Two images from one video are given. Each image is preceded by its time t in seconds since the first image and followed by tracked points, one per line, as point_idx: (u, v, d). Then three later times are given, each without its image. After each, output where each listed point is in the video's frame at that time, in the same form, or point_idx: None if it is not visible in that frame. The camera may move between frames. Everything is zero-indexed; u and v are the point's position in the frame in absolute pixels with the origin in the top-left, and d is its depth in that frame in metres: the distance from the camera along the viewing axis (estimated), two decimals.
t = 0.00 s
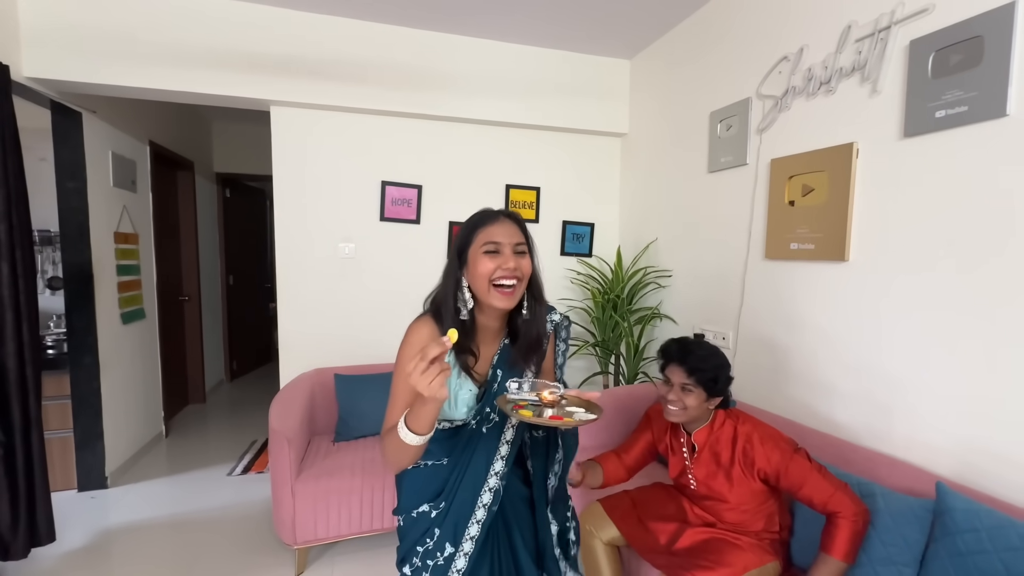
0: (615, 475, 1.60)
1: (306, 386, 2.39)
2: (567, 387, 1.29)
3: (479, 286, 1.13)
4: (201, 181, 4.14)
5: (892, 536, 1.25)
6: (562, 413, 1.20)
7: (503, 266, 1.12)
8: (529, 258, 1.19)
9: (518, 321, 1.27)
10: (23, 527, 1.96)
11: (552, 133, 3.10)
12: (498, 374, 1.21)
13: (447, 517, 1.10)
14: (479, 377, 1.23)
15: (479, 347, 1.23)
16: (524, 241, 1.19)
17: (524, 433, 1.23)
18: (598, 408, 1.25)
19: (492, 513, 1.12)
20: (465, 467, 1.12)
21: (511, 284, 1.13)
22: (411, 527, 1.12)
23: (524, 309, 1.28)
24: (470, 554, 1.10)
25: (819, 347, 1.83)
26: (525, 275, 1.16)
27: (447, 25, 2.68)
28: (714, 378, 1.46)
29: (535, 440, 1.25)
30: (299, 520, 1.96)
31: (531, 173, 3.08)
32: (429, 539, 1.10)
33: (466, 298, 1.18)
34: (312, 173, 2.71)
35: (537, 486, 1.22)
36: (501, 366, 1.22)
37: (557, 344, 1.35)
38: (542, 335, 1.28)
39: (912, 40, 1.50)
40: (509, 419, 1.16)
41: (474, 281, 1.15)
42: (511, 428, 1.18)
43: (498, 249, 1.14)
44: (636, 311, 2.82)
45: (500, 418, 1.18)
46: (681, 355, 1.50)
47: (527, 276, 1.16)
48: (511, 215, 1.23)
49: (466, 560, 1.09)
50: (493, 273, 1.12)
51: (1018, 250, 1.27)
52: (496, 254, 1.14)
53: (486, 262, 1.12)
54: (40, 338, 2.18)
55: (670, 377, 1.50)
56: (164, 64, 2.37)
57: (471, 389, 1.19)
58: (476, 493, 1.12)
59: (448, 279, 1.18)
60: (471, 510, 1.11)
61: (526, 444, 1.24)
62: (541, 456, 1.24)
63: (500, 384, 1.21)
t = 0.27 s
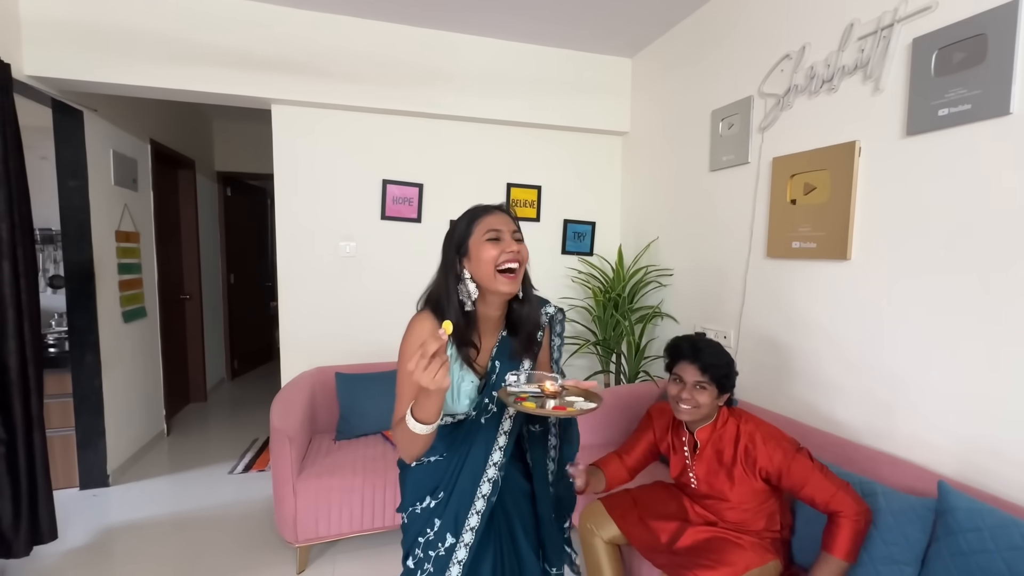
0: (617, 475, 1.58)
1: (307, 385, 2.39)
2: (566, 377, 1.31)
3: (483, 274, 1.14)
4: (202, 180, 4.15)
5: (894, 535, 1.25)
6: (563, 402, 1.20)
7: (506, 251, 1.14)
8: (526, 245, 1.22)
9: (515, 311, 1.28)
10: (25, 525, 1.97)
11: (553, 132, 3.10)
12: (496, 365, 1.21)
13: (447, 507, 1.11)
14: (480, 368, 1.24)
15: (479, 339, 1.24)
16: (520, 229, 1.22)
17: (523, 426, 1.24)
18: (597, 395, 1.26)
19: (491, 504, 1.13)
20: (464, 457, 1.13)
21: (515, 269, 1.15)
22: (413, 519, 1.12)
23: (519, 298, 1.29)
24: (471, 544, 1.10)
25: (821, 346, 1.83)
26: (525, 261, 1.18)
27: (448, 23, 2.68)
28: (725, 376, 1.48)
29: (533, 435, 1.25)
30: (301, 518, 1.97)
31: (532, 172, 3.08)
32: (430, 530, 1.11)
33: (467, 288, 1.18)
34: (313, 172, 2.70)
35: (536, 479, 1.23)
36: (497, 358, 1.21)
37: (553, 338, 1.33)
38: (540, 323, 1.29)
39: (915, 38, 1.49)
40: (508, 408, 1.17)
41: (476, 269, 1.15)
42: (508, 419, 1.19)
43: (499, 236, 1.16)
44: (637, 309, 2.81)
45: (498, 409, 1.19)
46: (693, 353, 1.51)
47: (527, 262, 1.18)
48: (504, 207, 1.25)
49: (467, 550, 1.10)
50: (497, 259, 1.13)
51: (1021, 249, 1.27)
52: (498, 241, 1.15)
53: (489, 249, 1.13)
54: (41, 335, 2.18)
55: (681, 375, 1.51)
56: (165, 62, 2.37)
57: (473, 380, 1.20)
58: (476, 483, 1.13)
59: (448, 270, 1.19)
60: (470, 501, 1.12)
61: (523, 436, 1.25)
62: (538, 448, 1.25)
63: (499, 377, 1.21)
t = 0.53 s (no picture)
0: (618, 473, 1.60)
1: (307, 384, 2.39)
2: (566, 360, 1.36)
3: (483, 253, 1.14)
4: (201, 179, 4.14)
5: (893, 533, 1.25)
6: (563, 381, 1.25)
7: (505, 229, 1.15)
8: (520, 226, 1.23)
9: (512, 292, 1.28)
10: (25, 524, 1.97)
11: (553, 131, 3.10)
12: (499, 347, 1.20)
13: (450, 486, 1.13)
14: (482, 350, 1.22)
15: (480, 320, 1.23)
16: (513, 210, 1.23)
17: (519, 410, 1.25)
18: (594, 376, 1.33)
19: (493, 482, 1.15)
20: (467, 437, 1.14)
21: (514, 247, 1.16)
22: (417, 502, 1.13)
23: (513, 279, 1.29)
24: (475, 522, 1.12)
25: (820, 344, 1.83)
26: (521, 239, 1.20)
27: (448, 23, 2.68)
28: (724, 371, 1.49)
29: (528, 422, 1.26)
30: (301, 517, 1.97)
31: (532, 171, 3.08)
32: (434, 510, 1.12)
33: (466, 269, 1.18)
34: (313, 171, 2.70)
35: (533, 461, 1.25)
36: (500, 339, 1.21)
37: (547, 327, 1.33)
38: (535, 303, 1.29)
39: (914, 38, 1.50)
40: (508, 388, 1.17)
41: (475, 248, 1.15)
42: (507, 398, 1.20)
43: (496, 216, 1.17)
44: (637, 308, 2.82)
45: (499, 389, 1.19)
46: (693, 349, 1.51)
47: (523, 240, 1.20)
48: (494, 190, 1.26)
49: (471, 528, 1.12)
50: (496, 237, 1.14)
51: (1020, 249, 1.27)
52: (496, 220, 1.16)
53: (488, 227, 1.14)
54: (41, 335, 2.18)
55: (679, 370, 1.51)
56: (165, 61, 2.37)
57: (476, 359, 1.19)
58: (478, 461, 1.15)
59: (444, 251, 1.17)
60: (473, 479, 1.14)
61: (518, 419, 1.25)
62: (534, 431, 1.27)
63: (500, 357, 1.20)
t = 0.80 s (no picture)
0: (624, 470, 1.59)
1: (308, 382, 2.40)
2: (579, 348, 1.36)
3: (486, 245, 1.14)
4: (202, 178, 4.15)
5: (892, 531, 1.26)
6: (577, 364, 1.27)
7: (509, 222, 1.14)
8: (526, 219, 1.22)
9: (512, 284, 1.29)
10: (28, 522, 1.97)
11: (553, 130, 3.10)
12: (500, 336, 1.21)
13: (456, 477, 1.13)
14: (485, 337, 1.21)
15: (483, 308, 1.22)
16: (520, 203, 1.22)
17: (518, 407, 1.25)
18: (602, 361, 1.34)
19: (498, 473, 1.15)
20: (471, 427, 1.14)
21: (517, 240, 1.15)
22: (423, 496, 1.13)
23: (514, 272, 1.30)
24: (481, 513, 1.12)
25: (820, 343, 1.83)
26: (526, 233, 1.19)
27: (448, 22, 2.68)
28: (726, 364, 1.49)
29: (529, 417, 1.27)
30: (303, 516, 1.97)
31: (532, 170, 3.08)
32: (439, 502, 1.12)
33: (470, 259, 1.18)
34: (313, 170, 2.71)
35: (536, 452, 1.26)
36: (501, 328, 1.22)
37: (543, 321, 1.32)
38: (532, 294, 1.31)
39: (915, 36, 1.50)
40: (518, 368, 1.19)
41: (480, 240, 1.15)
42: (510, 384, 1.21)
43: (502, 208, 1.15)
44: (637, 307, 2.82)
45: (502, 376, 1.19)
46: (697, 339, 1.53)
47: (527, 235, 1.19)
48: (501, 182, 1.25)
49: (477, 519, 1.11)
50: (501, 229, 1.13)
51: (1020, 247, 1.28)
52: (501, 213, 1.15)
53: (492, 220, 1.13)
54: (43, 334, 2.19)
55: (682, 358, 1.52)
56: (165, 61, 2.37)
57: (479, 347, 1.16)
58: (483, 450, 1.15)
59: (452, 240, 1.18)
60: (478, 470, 1.14)
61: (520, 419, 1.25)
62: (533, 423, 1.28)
63: (501, 346, 1.20)
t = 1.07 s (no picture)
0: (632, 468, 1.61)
1: (309, 380, 2.40)
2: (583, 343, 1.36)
3: (467, 245, 1.16)
4: (202, 178, 4.15)
5: (894, 528, 1.26)
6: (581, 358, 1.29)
7: (487, 221, 1.15)
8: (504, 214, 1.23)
9: (500, 279, 1.29)
10: (32, 521, 1.98)
11: (553, 128, 3.10)
12: (501, 327, 1.21)
13: (470, 469, 1.13)
14: (485, 328, 1.21)
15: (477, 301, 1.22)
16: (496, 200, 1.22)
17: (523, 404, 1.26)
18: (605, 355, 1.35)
19: (511, 463, 1.15)
20: (481, 420, 1.15)
21: (497, 238, 1.16)
22: (439, 491, 1.13)
23: (501, 267, 1.31)
24: (497, 505, 1.12)
25: (822, 341, 1.84)
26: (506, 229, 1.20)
27: (449, 20, 2.68)
28: (722, 356, 1.50)
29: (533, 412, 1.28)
30: (305, 514, 1.98)
31: (533, 169, 3.08)
32: (454, 496, 1.12)
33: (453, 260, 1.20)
34: (314, 169, 2.71)
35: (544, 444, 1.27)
36: (501, 320, 1.21)
37: (541, 314, 1.30)
38: (525, 285, 1.30)
39: (916, 34, 1.50)
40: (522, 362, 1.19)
41: (460, 241, 1.17)
42: (517, 375, 1.21)
43: (479, 208, 1.16)
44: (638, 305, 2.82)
45: (509, 365, 1.20)
46: (694, 333, 1.56)
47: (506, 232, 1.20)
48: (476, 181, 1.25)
49: (494, 511, 1.12)
50: (479, 229, 1.14)
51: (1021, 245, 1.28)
52: (479, 213, 1.16)
53: (471, 220, 1.14)
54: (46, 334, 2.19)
55: (680, 351, 1.55)
56: (166, 60, 2.37)
57: (482, 337, 1.18)
58: (495, 441, 1.15)
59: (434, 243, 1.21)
60: (492, 461, 1.14)
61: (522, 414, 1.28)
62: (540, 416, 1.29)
63: (504, 337, 1.21)
